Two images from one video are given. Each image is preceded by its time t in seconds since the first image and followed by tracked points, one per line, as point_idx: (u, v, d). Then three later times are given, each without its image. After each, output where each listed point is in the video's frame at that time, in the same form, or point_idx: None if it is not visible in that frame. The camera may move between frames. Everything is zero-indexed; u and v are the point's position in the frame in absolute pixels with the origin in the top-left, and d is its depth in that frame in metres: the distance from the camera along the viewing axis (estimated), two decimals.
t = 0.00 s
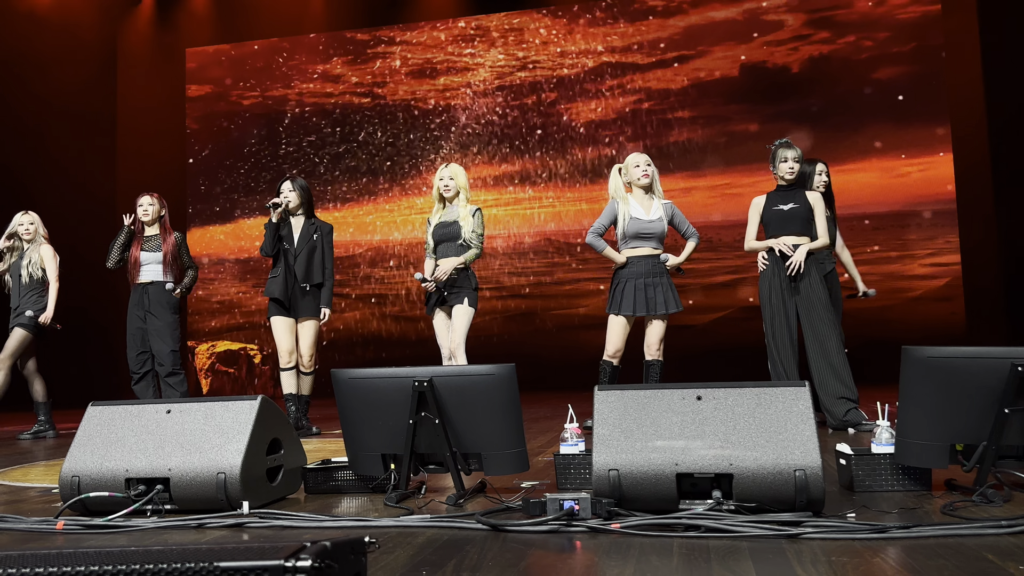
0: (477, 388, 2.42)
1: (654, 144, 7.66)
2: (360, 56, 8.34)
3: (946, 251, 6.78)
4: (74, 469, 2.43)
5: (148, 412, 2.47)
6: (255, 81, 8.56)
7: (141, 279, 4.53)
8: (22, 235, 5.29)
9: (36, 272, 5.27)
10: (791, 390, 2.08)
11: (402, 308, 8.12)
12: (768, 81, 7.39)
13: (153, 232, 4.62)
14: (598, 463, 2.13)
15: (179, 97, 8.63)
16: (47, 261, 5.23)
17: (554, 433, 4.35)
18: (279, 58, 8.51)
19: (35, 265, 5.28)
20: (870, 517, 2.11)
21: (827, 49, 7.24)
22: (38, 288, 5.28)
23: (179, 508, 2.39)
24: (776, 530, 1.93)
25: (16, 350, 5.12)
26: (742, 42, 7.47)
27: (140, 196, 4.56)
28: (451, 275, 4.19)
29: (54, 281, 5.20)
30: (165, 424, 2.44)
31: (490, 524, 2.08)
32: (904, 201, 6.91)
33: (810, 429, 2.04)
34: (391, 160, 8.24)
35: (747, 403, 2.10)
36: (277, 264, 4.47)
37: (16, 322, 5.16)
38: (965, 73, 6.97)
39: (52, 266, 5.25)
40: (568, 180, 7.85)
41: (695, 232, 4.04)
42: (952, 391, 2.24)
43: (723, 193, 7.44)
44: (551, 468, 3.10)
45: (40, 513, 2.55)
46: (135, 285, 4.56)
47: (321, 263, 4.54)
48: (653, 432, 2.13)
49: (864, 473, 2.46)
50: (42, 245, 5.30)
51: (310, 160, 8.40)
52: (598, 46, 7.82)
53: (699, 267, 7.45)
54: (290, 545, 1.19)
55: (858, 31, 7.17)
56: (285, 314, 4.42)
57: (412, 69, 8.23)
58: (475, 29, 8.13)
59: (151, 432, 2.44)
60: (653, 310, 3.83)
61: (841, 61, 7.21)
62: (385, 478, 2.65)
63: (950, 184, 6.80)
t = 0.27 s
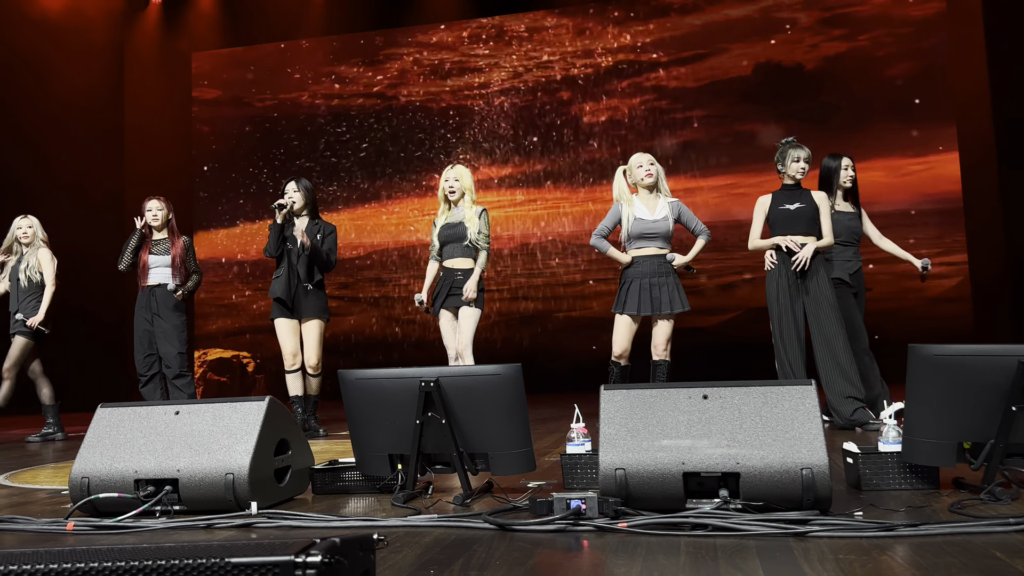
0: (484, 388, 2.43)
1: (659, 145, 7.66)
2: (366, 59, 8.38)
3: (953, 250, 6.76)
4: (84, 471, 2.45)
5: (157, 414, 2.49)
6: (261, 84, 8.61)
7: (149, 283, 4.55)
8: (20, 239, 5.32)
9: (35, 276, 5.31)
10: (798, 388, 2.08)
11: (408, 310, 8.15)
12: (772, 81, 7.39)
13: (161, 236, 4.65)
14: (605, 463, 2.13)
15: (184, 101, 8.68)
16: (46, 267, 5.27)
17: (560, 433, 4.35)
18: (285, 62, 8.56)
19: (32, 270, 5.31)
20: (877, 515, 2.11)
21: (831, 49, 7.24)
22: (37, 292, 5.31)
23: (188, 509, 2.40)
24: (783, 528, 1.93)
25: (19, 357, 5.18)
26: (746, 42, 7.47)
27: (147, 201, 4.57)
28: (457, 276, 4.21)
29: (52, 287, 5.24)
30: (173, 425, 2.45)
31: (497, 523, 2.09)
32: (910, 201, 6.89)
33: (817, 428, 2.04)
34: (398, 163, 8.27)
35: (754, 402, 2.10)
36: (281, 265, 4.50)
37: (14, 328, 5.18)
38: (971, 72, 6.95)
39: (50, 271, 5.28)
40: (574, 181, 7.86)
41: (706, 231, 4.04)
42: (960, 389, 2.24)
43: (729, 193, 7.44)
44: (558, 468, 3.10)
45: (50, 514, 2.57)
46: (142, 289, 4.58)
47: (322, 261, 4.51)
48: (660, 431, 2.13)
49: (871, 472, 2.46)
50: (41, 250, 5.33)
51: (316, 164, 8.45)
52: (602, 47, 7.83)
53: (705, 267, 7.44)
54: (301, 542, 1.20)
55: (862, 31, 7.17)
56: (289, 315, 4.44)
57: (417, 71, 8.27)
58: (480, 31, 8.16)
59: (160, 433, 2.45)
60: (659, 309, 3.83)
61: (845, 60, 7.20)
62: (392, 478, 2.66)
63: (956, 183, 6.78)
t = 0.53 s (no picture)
0: (490, 393, 2.43)
1: (665, 147, 7.65)
2: (372, 63, 8.41)
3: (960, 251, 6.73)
4: (92, 477, 2.46)
5: (164, 419, 2.50)
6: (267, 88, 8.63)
7: (156, 288, 4.57)
8: (12, 242, 5.35)
9: (16, 281, 5.31)
10: (804, 393, 2.08)
11: (413, 314, 8.15)
12: (778, 83, 7.38)
13: (168, 242, 4.69)
14: (611, 468, 2.13)
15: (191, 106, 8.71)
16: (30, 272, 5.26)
17: (567, 437, 4.34)
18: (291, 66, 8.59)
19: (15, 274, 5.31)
20: (884, 521, 2.10)
21: (836, 50, 7.23)
22: (24, 297, 5.32)
23: (195, 514, 2.41)
24: (790, 534, 1.93)
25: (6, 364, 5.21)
26: (751, 44, 7.46)
27: (155, 206, 4.62)
28: (463, 280, 4.22)
29: (37, 292, 5.22)
30: (181, 430, 2.46)
31: (503, 529, 2.09)
32: (917, 202, 6.87)
33: (823, 433, 2.04)
34: (404, 166, 8.29)
35: (760, 407, 2.10)
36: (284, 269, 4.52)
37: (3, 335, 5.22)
38: (978, 72, 6.92)
39: (35, 276, 5.27)
40: (579, 184, 7.87)
41: (710, 232, 4.03)
42: (968, 393, 2.23)
43: (735, 195, 7.43)
44: (564, 473, 3.10)
45: (58, 519, 2.58)
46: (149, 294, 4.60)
47: (317, 259, 4.47)
48: (666, 436, 2.13)
49: (877, 476, 2.45)
50: (27, 254, 5.31)
51: (323, 167, 8.47)
52: (608, 49, 7.84)
53: (711, 269, 7.43)
54: (307, 551, 1.20)
55: (868, 32, 7.15)
56: (290, 318, 4.44)
57: (423, 75, 8.30)
58: (486, 34, 8.17)
59: (167, 439, 2.46)
60: (665, 314, 3.83)
61: (851, 62, 7.18)
62: (398, 483, 2.66)
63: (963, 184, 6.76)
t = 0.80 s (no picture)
0: (484, 392, 2.43)
1: (659, 145, 7.66)
2: (368, 61, 8.40)
3: (953, 250, 6.75)
4: (85, 476, 2.45)
5: (157, 418, 2.49)
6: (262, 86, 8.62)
7: (151, 285, 4.55)
8: None
9: None
10: (797, 392, 2.09)
11: (408, 312, 8.14)
12: (772, 82, 7.39)
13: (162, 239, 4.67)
14: (605, 467, 2.13)
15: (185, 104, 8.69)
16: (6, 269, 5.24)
17: (561, 436, 4.34)
18: (287, 64, 8.58)
19: None
20: (876, 519, 2.11)
21: (830, 50, 7.26)
22: None
23: (188, 513, 2.40)
24: (782, 533, 1.94)
25: None
26: (746, 43, 7.47)
27: (151, 203, 4.60)
28: (460, 277, 4.21)
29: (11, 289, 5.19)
30: (174, 429, 2.46)
31: (497, 527, 2.09)
32: (911, 201, 6.89)
33: (816, 432, 2.05)
34: (399, 164, 8.28)
35: (753, 406, 2.10)
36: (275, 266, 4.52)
37: None
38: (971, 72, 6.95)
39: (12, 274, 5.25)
40: (574, 182, 7.87)
41: (705, 230, 4.03)
42: (960, 392, 2.24)
43: (729, 193, 7.44)
44: (559, 471, 3.11)
45: (51, 519, 2.57)
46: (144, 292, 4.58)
47: (304, 256, 4.39)
48: (660, 435, 2.13)
49: (870, 475, 2.46)
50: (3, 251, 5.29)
51: (318, 165, 8.46)
52: (603, 48, 7.84)
53: (706, 267, 7.44)
54: (300, 551, 1.19)
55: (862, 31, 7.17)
56: (281, 316, 4.44)
57: (419, 72, 8.29)
58: (482, 32, 8.17)
59: (160, 437, 2.46)
60: (660, 313, 3.83)
61: (846, 61, 7.20)
62: (392, 481, 2.66)
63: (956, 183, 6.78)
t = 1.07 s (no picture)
0: (465, 383, 2.44)
1: (642, 142, 7.70)
2: (350, 55, 8.39)
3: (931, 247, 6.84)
4: (62, 467, 2.44)
5: (136, 409, 2.48)
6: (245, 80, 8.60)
7: (131, 278, 4.52)
8: None
9: None
10: (774, 383, 2.11)
11: (390, 307, 8.13)
12: (755, 80, 7.46)
13: (141, 232, 4.64)
14: (584, 456, 2.15)
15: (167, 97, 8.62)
16: None
17: (542, 429, 4.36)
18: (270, 58, 8.59)
19: None
20: (851, 508, 2.15)
21: (812, 49, 7.34)
22: None
23: (168, 504, 2.39)
24: (759, 521, 1.96)
25: None
26: (728, 41, 7.54)
27: (130, 197, 4.58)
28: (443, 271, 4.22)
29: None
30: (153, 420, 2.45)
31: (477, 517, 2.10)
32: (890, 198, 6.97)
33: (793, 422, 2.07)
34: (381, 159, 8.27)
35: (730, 396, 2.13)
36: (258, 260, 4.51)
37: None
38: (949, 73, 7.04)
39: None
40: (557, 178, 7.90)
41: (682, 227, 4.07)
42: (934, 384, 2.28)
43: (712, 190, 7.50)
44: (539, 463, 3.13)
45: (27, 511, 2.55)
46: (123, 285, 4.55)
47: (285, 250, 4.35)
48: (639, 425, 2.15)
49: (846, 465, 2.49)
50: None
51: (301, 159, 8.43)
52: (586, 44, 7.88)
53: (688, 263, 7.48)
54: (276, 531, 1.19)
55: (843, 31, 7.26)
56: (263, 310, 4.43)
57: (401, 68, 8.28)
58: (465, 28, 8.18)
59: (139, 429, 2.45)
60: (641, 307, 3.86)
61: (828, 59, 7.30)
62: (373, 473, 2.66)
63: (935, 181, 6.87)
